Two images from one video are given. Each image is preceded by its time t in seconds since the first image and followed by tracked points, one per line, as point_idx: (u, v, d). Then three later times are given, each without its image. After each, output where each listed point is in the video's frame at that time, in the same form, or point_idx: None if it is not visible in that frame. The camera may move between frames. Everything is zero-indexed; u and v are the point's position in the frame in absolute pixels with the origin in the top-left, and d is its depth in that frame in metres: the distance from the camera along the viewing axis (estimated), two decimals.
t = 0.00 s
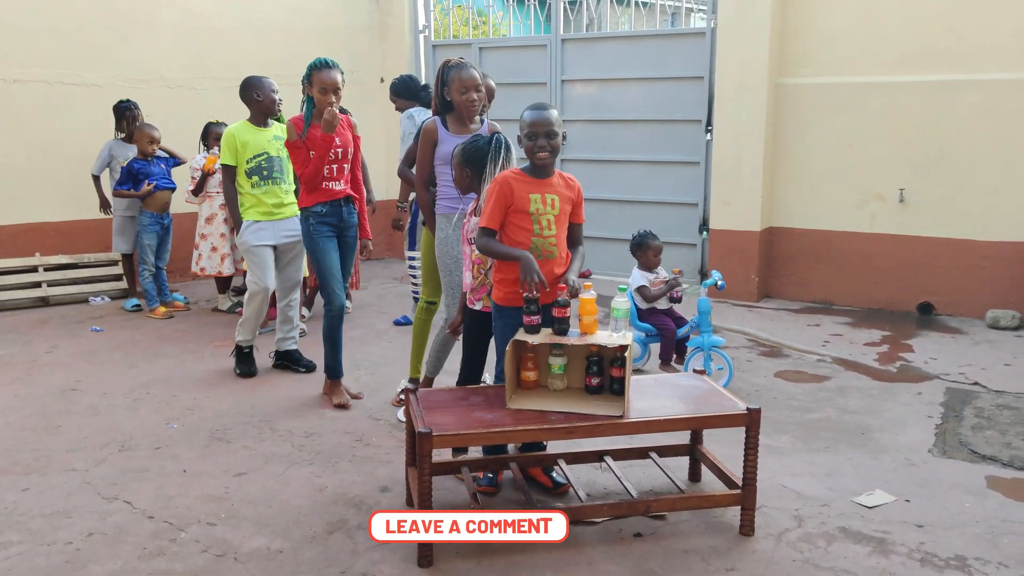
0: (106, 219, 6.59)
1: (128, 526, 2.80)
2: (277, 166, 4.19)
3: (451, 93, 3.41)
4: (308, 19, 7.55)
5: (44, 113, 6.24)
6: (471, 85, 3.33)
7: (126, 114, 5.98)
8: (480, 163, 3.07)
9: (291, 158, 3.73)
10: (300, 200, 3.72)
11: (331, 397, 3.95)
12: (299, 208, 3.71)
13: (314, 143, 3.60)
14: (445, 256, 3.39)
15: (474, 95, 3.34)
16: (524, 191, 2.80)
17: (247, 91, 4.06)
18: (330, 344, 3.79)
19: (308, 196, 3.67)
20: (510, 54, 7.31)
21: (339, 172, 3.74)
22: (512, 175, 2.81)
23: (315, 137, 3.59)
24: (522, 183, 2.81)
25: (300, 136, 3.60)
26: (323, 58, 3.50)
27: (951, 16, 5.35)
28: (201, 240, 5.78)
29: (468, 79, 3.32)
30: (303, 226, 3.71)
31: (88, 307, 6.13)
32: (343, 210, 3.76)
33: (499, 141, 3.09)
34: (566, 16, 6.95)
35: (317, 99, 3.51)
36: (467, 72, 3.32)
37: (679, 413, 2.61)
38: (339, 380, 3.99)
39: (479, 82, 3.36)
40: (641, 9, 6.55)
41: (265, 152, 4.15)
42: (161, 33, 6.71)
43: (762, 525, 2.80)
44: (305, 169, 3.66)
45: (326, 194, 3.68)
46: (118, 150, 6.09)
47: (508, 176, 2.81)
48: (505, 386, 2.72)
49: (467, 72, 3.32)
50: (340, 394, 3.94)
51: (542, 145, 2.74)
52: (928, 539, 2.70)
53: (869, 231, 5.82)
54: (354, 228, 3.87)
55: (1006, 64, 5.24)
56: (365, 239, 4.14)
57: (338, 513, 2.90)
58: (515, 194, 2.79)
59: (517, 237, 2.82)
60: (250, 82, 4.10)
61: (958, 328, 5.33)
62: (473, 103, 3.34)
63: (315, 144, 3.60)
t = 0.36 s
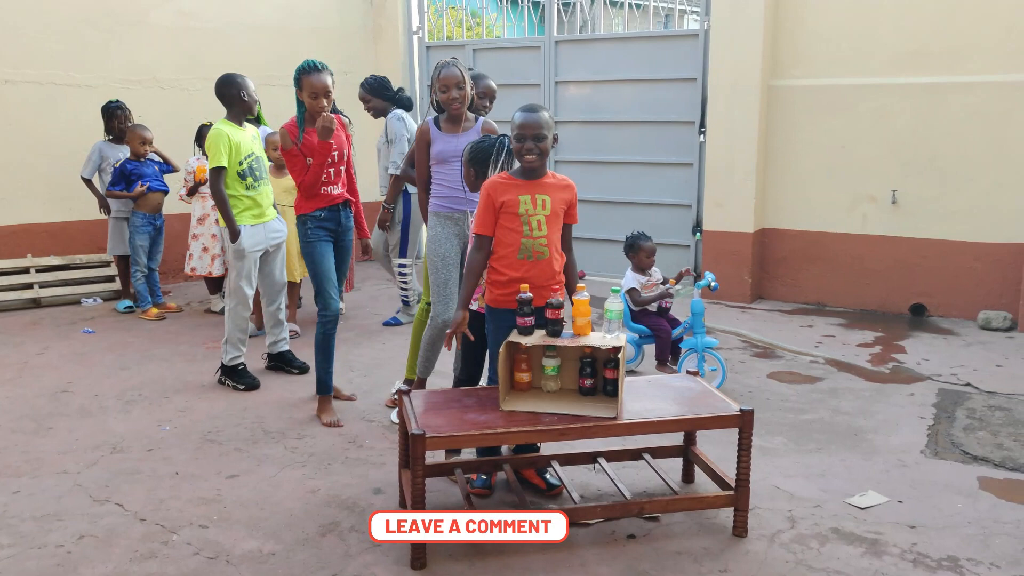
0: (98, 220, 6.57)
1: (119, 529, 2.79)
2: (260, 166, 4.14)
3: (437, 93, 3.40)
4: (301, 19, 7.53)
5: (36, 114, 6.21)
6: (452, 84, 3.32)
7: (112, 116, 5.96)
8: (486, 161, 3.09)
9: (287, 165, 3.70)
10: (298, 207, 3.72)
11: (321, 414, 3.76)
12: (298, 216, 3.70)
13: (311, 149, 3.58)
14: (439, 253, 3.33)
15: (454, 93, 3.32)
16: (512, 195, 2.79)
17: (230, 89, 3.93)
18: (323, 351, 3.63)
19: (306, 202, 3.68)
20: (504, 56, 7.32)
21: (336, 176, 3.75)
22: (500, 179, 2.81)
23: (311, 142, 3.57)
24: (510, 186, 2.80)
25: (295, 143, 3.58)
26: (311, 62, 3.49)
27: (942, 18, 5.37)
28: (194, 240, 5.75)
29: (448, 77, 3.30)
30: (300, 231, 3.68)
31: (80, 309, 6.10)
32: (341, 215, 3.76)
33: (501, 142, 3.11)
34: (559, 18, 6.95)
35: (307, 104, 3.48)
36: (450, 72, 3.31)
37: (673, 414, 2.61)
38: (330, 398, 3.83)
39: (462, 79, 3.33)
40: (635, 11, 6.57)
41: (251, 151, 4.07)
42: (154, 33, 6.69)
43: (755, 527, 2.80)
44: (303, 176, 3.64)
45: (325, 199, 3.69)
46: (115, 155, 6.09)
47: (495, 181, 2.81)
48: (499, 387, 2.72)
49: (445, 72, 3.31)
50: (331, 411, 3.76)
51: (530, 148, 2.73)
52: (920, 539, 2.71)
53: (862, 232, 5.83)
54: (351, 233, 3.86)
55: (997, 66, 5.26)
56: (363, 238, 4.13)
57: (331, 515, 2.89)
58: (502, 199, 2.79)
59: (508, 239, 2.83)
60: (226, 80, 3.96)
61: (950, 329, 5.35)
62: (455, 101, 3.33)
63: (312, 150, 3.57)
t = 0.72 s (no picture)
0: (90, 222, 6.54)
1: (111, 532, 2.78)
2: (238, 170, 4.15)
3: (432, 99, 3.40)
4: (294, 20, 7.51)
5: (28, 115, 6.18)
6: (454, 92, 3.29)
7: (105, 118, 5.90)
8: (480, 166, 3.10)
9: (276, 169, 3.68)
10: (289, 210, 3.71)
11: (314, 417, 3.75)
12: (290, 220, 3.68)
13: (300, 153, 3.57)
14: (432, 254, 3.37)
15: (453, 102, 3.31)
16: (501, 198, 2.79)
17: (213, 91, 3.89)
18: (313, 358, 3.66)
19: (297, 206, 3.66)
20: (498, 57, 7.32)
21: (330, 179, 3.72)
22: (489, 183, 2.81)
23: (299, 147, 3.56)
24: (499, 188, 2.80)
25: (283, 147, 3.55)
26: (299, 63, 3.48)
27: (935, 22, 5.39)
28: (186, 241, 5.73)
29: (452, 85, 3.27)
30: (291, 235, 3.67)
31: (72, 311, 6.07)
32: (333, 219, 3.75)
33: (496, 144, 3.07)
34: (553, 20, 6.95)
35: (295, 107, 3.46)
36: (454, 79, 3.28)
37: (667, 417, 2.61)
38: (324, 401, 3.81)
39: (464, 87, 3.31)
40: (629, 13, 6.58)
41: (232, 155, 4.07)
42: (147, 34, 6.67)
43: (748, 529, 2.80)
44: (293, 180, 3.63)
45: (318, 204, 3.66)
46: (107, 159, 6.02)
47: (484, 184, 2.81)
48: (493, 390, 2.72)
49: (449, 78, 3.27)
50: (324, 415, 3.74)
51: (519, 152, 2.73)
52: (913, 541, 2.72)
53: (855, 235, 5.85)
54: (344, 235, 3.85)
55: (989, 69, 5.28)
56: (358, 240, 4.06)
57: (324, 517, 2.89)
58: (491, 202, 2.79)
59: (498, 241, 2.83)
60: (205, 82, 3.90)
61: (943, 332, 5.37)
62: (456, 110, 3.32)
63: (300, 154, 3.57)
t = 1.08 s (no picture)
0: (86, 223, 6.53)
1: (106, 534, 2.77)
2: (230, 173, 4.14)
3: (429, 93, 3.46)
4: (291, 21, 7.51)
5: (24, 115, 6.17)
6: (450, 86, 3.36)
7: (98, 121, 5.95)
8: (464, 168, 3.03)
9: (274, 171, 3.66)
10: (287, 212, 3.69)
11: (310, 419, 3.75)
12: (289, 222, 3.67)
13: (297, 154, 3.55)
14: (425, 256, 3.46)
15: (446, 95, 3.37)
16: (494, 198, 2.79)
17: (202, 94, 3.89)
18: (308, 359, 3.70)
19: (296, 209, 3.65)
20: (495, 59, 7.32)
21: (328, 181, 3.71)
22: (482, 183, 2.81)
23: (296, 148, 3.54)
24: (492, 189, 2.80)
25: (280, 149, 3.53)
26: (298, 63, 3.48)
27: (931, 25, 5.40)
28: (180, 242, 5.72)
29: (450, 77, 3.35)
30: (291, 238, 3.66)
31: (68, 312, 6.06)
32: (332, 221, 3.75)
33: (478, 147, 3.05)
34: (550, 21, 6.95)
35: (291, 106, 3.44)
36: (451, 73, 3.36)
37: (663, 419, 2.61)
38: (320, 402, 3.81)
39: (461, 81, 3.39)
40: (626, 16, 6.59)
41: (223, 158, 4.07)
42: (143, 35, 6.66)
43: (744, 531, 2.80)
44: (291, 182, 3.61)
45: (317, 205, 3.66)
46: (103, 155, 5.93)
47: (477, 185, 2.80)
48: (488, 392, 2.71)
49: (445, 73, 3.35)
50: (321, 415, 3.75)
51: (512, 153, 2.73)
52: (909, 544, 2.72)
53: (851, 237, 5.86)
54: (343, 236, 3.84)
55: (985, 72, 5.30)
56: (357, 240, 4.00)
57: (319, 519, 2.88)
58: (484, 202, 2.79)
59: (491, 242, 2.82)
60: (195, 83, 3.91)
61: (939, 334, 5.38)
62: (448, 102, 3.38)
63: (298, 155, 3.55)
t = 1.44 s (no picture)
0: (88, 223, 6.54)
1: (108, 535, 2.77)
2: (242, 175, 4.13)
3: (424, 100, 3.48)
4: (293, 22, 7.52)
5: (25, 116, 6.17)
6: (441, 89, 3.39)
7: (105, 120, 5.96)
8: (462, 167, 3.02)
9: (282, 172, 3.66)
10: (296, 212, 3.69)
11: (312, 420, 3.75)
12: (298, 223, 3.66)
13: (303, 153, 3.54)
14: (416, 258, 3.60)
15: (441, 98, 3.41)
16: (482, 198, 2.78)
17: (215, 95, 3.91)
18: (311, 358, 3.68)
19: (303, 209, 3.64)
20: (498, 60, 7.32)
21: (335, 180, 3.71)
22: (473, 181, 2.81)
23: (302, 147, 3.53)
24: (480, 189, 2.79)
25: (287, 149, 3.54)
26: (303, 64, 3.49)
27: (932, 26, 5.40)
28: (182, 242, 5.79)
29: (437, 81, 3.38)
30: (301, 238, 3.64)
31: (69, 313, 6.06)
32: (341, 222, 3.74)
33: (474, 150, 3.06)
34: (552, 22, 6.94)
35: (296, 105, 3.44)
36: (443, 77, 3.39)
37: (666, 421, 2.60)
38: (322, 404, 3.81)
39: (450, 85, 3.42)
40: (628, 17, 6.59)
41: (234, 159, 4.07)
42: (145, 36, 6.66)
43: (746, 533, 2.80)
44: (299, 182, 3.60)
45: (325, 205, 3.65)
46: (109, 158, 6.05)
47: (468, 183, 2.81)
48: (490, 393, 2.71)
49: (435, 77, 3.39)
50: (322, 417, 3.74)
51: (504, 151, 2.72)
52: (911, 545, 2.72)
53: (852, 239, 5.86)
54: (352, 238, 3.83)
55: (987, 73, 5.29)
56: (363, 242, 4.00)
57: (321, 521, 2.88)
58: (472, 201, 2.79)
59: (474, 242, 2.82)
60: (216, 85, 3.92)
61: (940, 336, 5.37)
62: (440, 106, 3.42)
63: (304, 154, 3.53)
